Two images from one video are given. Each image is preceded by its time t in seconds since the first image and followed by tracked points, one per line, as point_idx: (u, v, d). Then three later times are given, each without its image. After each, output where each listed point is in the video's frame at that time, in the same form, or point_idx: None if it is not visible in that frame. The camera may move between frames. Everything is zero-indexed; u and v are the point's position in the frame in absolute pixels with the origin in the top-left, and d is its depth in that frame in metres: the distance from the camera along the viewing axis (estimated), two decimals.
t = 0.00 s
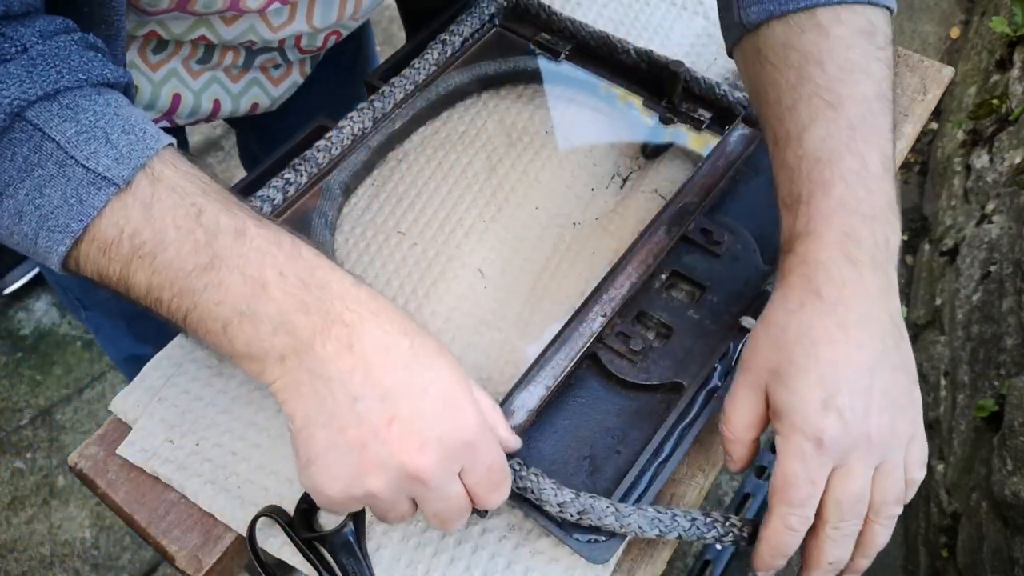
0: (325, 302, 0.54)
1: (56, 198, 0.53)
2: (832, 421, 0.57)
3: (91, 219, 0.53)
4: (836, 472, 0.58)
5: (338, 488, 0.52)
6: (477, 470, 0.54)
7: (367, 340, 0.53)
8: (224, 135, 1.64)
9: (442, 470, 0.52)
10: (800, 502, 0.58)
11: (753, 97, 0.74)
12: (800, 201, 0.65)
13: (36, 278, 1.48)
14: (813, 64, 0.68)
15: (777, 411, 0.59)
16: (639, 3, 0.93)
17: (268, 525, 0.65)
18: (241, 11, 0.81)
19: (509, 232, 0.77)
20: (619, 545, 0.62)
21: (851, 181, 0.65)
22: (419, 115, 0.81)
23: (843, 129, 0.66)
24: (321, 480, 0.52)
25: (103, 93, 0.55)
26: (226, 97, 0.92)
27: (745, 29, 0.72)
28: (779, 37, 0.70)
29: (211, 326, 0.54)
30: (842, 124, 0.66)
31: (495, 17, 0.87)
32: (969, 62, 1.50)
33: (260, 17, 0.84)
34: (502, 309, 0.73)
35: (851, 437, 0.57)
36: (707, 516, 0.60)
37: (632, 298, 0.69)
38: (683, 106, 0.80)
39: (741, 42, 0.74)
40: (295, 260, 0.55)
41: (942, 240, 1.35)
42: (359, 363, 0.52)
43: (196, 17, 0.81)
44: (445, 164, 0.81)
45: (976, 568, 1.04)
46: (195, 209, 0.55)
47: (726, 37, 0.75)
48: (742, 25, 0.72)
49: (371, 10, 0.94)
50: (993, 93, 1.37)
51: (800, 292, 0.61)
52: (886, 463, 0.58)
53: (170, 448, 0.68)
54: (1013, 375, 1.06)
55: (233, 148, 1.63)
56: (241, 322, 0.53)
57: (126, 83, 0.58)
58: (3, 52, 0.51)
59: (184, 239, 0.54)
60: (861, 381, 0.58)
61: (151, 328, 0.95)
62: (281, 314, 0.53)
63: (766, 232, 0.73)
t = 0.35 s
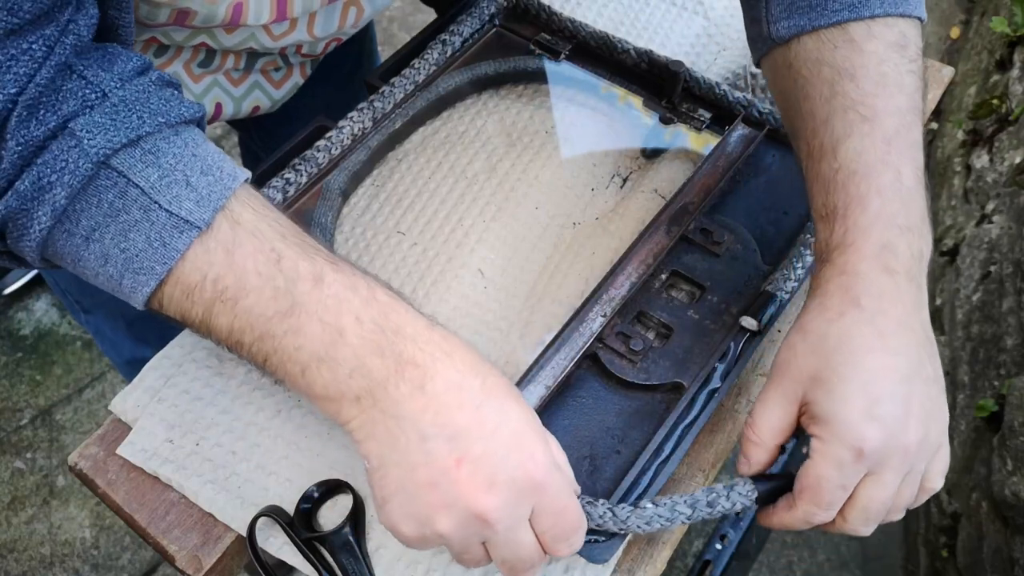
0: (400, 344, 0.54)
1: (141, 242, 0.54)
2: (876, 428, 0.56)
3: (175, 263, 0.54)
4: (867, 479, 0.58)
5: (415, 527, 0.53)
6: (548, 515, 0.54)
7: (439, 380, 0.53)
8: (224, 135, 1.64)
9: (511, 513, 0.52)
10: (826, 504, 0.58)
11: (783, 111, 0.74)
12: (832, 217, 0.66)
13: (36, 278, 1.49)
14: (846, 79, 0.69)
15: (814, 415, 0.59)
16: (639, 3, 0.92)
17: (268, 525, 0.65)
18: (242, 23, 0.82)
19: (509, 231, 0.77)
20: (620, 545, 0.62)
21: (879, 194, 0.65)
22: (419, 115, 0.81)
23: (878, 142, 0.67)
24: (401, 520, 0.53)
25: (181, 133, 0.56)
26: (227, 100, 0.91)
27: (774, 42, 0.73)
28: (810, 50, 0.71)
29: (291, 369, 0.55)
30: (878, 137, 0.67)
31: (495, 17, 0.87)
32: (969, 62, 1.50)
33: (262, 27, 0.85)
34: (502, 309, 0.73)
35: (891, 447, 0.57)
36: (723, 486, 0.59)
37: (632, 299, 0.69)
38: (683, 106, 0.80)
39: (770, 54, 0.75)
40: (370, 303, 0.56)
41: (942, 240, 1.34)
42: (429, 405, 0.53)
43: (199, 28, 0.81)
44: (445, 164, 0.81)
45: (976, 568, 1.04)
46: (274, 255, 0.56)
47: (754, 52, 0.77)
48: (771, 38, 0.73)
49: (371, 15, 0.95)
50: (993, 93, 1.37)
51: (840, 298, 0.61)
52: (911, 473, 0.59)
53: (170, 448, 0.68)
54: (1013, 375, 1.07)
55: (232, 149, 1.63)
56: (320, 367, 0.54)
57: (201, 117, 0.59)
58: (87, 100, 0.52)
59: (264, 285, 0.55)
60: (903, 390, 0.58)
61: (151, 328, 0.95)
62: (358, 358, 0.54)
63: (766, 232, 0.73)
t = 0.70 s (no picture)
0: (398, 350, 0.56)
1: (148, 252, 0.56)
2: (850, 344, 0.59)
3: (181, 271, 0.56)
4: (845, 401, 0.60)
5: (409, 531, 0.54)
6: (541, 520, 0.54)
7: (434, 385, 0.54)
8: (224, 135, 1.65)
9: (502, 515, 0.52)
10: (805, 430, 0.59)
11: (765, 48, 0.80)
12: (802, 185, 0.69)
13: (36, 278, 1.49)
14: (828, 13, 0.75)
15: (788, 338, 0.61)
16: (639, 3, 0.93)
17: (268, 525, 0.65)
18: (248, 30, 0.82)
19: (510, 232, 0.77)
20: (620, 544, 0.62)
21: (849, 172, 0.68)
22: (419, 115, 0.81)
23: (855, 70, 0.72)
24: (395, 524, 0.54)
25: (186, 143, 0.58)
26: (232, 104, 0.92)
27: None
28: None
29: (293, 374, 0.57)
30: (855, 66, 0.73)
31: (495, 17, 0.87)
32: (969, 62, 1.50)
33: (268, 32, 0.85)
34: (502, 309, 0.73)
35: (865, 364, 0.59)
36: (696, 452, 0.59)
37: (632, 299, 0.69)
38: (683, 105, 0.80)
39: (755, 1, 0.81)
40: (371, 311, 0.57)
41: (942, 240, 1.36)
42: (422, 407, 0.54)
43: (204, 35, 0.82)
44: (446, 165, 0.81)
45: (976, 568, 1.04)
46: (277, 264, 0.57)
47: None
48: None
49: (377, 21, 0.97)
50: (993, 93, 1.37)
51: (807, 223, 0.65)
52: (888, 404, 0.61)
53: (170, 448, 0.68)
54: (1013, 374, 1.05)
55: (232, 149, 1.63)
56: (321, 372, 0.56)
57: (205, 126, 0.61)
58: (96, 114, 0.54)
59: (267, 294, 0.57)
60: (873, 308, 0.61)
61: (152, 328, 0.96)
62: (358, 363, 0.55)
63: (766, 232, 0.73)
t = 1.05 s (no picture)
0: (402, 371, 0.56)
1: (150, 274, 0.56)
2: (835, 319, 0.60)
3: (184, 294, 0.56)
4: (831, 373, 0.61)
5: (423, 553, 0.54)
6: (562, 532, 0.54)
7: (440, 405, 0.54)
8: (223, 135, 1.65)
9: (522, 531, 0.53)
10: (793, 403, 0.61)
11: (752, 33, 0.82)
12: (784, 162, 0.70)
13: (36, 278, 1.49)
14: None
15: (775, 315, 0.62)
16: (639, 3, 0.92)
17: (268, 525, 0.65)
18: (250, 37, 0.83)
19: (510, 232, 0.77)
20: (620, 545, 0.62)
21: (829, 151, 0.69)
22: (419, 115, 0.81)
23: (837, 54, 0.74)
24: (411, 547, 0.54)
25: (188, 164, 0.58)
26: (234, 106, 0.92)
27: None
28: None
29: (298, 398, 0.57)
30: (837, 50, 0.74)
31: (495, 17, 0.87)
32: (969, 62, 1.50)
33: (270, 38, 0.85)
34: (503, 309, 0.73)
35: (852, 337, 0.61)
36: (686, 447, 0.60)
37: (632, 299, 0.69)
38: (683, 105, 0.80)
39: None
40: (373, 332, 0.57)
41: (942, 240, 1.37)
42: (430, 428, 0.54)
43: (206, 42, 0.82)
44: (446, 165, 0.81)
45: (975, 568, 1.04)
46: (279, 286, 0.58)
47: None
48: None
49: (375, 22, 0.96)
50: (993, 93, 1.37)
51: (791, 202, 0.66)
52: (873, 372, 0.63)
53: (170, 448, 0.68)
54: (1013, 375, 1.05)
55: (232, 149, 1.64)
56: (325, 396, 0.56)
57: (206, 145, 0.61)
58: (96, 136, 0.54)
59: (269, 316, 0.57)
60: (857, 282, 0.62)
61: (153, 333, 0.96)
62: (362, 386, 0.55)
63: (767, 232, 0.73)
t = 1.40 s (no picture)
0: (446, 371, 0.57)
1: (180, 297, 0.55)
2: (808, 280, 0.63)
3: (216, 315, 0.56)
4: (814, 334, 0.63)
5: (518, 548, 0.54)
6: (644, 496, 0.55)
7: (490, 395, 0.56)
8: (224, 135, 1.65)
9: (607, 495, 0.54)
10: (778, 365, 0.62)
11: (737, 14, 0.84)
12: (767, 137, 0.72)
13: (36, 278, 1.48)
14: None
15: (754, 280, 0.65)
16: (639, 3, 0.92)
17: (268, 525, 0.65)
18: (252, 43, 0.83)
19: (510, 232, 0.77)
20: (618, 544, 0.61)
21: (807, 125, 0.72)
22: (419, 115, 0.81)
23: (816, 34, 0.77)
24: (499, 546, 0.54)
25: (208, 187, 0.58)
26: (234, 107, 0.93)
27: None
28: None
29: (338, 413, 0.56)
30: (816, 30, 0.77)
31: (495, 17, 0.87)
32: (969, 62, 1.50)
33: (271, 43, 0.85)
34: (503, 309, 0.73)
35: (828, 298, 0.63)
36: (675, 428, 0.62)
37: (632, 298, 0.69)
38: (683, 105, 0.80)
39: None
40: (411, 337, 0.58)
41: (942, 240, 1.37)
42: (488, 420, 0.55)
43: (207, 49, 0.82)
44: (445, 166, 0.81)
45: (975, 568, 1.04)
46: (314, 297, 0.58)
47: None
48: None
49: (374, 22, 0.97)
50: (993, 93, 1.37)
51: (769, 173, 0.69)
52: (859, 332, 0.64)
53: (170, 448, 0.68)
54: (1013, 375, 1.05)
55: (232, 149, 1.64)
56: (371, 407, 0.56)
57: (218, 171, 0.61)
58: (117, 159, 0.53)
59: (308, 329, 0.57)
60: (833, 246, 0.65)
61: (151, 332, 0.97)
62: (408, 393, 0.56)
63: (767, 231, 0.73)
